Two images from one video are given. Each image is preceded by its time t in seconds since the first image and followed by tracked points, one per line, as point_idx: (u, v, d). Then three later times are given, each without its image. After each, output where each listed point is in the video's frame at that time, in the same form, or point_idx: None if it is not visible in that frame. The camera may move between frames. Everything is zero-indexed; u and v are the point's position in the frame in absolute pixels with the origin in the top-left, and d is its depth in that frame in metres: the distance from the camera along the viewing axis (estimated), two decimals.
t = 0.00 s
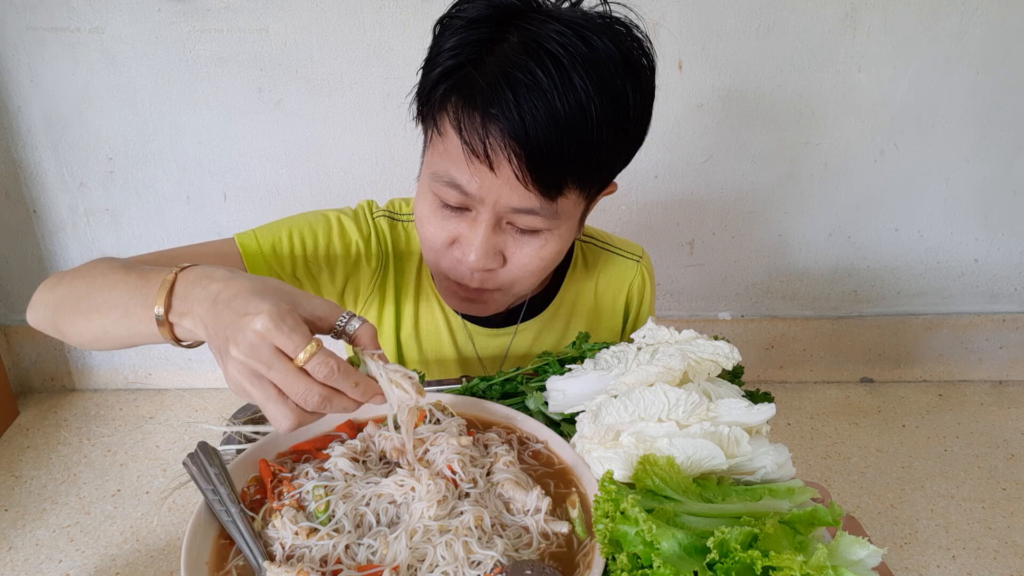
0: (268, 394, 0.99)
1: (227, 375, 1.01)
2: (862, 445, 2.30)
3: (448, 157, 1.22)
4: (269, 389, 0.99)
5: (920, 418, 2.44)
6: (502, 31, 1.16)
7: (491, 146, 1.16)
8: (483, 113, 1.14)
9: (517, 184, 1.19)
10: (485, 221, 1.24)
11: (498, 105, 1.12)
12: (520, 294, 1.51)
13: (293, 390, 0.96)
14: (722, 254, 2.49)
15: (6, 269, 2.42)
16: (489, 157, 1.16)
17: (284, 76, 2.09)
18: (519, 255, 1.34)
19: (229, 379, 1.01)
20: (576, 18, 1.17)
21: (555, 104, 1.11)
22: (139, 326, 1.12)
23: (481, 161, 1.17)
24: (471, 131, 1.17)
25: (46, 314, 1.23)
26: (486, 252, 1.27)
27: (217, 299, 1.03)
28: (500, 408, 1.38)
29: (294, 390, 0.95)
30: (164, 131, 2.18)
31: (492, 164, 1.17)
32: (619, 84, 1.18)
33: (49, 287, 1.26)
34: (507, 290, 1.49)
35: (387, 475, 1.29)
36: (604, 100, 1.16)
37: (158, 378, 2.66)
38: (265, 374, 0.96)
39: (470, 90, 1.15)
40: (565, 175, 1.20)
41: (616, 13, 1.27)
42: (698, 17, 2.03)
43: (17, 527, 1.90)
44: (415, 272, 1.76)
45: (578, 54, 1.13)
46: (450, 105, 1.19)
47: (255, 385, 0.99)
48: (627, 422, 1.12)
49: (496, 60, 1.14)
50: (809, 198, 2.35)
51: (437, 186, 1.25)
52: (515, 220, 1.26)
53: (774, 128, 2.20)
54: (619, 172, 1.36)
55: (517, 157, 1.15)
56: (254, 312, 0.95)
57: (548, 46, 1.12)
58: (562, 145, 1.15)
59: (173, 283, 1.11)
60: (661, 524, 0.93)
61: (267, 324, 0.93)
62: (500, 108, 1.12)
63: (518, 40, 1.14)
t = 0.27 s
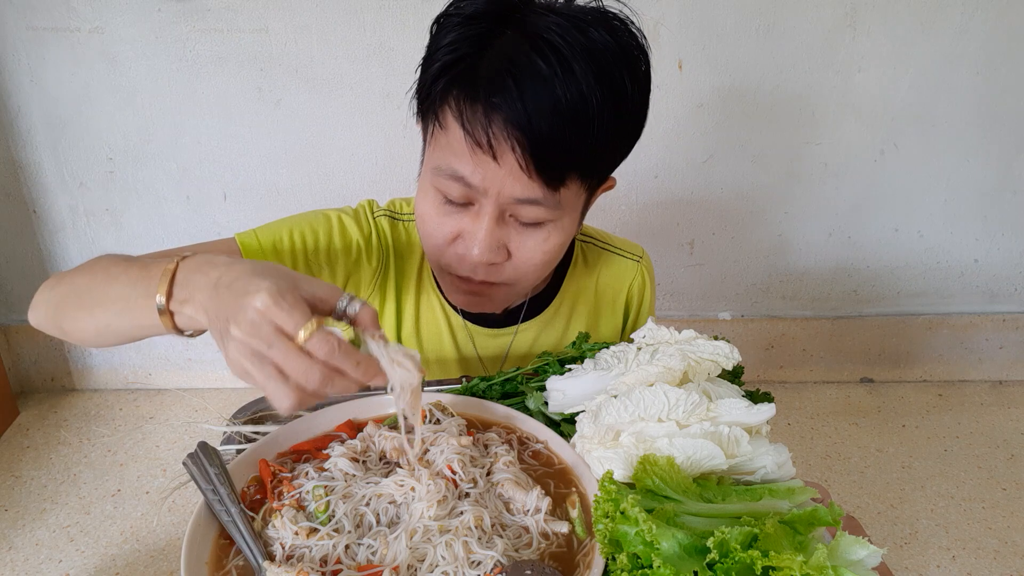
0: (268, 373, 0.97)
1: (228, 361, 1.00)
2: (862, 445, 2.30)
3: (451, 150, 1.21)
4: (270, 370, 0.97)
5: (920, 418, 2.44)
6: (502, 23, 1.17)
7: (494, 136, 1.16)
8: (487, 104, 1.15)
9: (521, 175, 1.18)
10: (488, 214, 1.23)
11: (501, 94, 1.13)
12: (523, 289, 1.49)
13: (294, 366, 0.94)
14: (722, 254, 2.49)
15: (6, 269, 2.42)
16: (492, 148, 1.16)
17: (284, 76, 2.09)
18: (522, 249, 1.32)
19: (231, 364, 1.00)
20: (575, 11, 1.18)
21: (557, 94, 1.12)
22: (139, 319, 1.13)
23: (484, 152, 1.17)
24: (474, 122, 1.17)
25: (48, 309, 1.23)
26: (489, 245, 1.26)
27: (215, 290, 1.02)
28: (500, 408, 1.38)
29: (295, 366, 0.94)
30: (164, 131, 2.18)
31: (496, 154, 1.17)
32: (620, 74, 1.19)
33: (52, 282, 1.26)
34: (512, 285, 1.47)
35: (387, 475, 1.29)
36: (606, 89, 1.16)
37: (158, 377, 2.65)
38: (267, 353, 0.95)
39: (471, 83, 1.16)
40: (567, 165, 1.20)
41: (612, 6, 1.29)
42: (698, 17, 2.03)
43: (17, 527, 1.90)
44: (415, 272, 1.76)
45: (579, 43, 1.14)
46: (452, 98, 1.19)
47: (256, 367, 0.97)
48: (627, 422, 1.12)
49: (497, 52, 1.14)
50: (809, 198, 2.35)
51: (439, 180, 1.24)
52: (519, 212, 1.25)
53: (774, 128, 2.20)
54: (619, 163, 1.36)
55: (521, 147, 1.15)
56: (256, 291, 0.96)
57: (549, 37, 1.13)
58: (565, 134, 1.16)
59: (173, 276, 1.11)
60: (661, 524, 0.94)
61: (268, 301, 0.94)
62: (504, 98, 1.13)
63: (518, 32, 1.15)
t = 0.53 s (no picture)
0: (268, 398, 0.98)
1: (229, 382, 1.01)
2: (862, 445, 2.30)
3: (468, 122, 1.22)
4: (270, 394, 0.98)
5: (920, 418, 2.44)
6: None
7: (514, 97, 1.17)
8: (503, 69, 1.18)
9: (544, 134, 1.19)
10: (512, 181, 1.22)
11: (517, 57, 1.16)
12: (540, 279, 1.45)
13: (292, 391, 0.94)
14: (722, 254, 2.49)
15: (6, 269, 2.43)
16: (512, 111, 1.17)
17: (284, 76, 2.09)
18: (544, 223, 1.30)
19: (231, 385, 1.00)
20: None
21: (569, 51, 1.16)
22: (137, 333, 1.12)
23: (505, 114, 1.18)
24: (492, 89, 1.19)
25: (48, 318, 1.23)
26: (514, 215, 1.24)
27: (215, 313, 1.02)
28: (500, 408, 1.39)
29: (293, 391, 0.94)
30: (164, 131, 2.18)
31: (516, 115, 1.17)
32: (625, 40, 1.24)
33: (53, 292, 1.27)
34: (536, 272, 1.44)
35: (387, 475, 1.29)
36: (614, 52, 1.21)
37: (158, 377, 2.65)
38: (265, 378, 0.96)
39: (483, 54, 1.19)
40: (586, 123, 1.22)
41: None
42: (698, 17, 2.03)
43: (17, 527, 1.90)
44: (415, 274, 1.75)
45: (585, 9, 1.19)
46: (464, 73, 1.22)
47: (257, 390, 0.98)
48: (627, 422, 1.12)
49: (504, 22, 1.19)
50: (809, 198, 2.35)
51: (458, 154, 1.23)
52: (542, 176, 1.24)
53: (774, 128, 2.20)
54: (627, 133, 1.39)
55: (541, 104, 1.17)
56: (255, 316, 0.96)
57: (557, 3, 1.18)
58: (581, 93, 1.18)
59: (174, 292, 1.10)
60: (661, 524, 0.93)
61: (267, 329, 0.94)
62: (520, 60, 1.16)
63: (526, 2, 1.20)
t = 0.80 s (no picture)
0: (271, 385, 0.98)
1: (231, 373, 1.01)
2: (862, 445, 2.30)
3: (475, 112, 1.24)
4: (272, 381, 0.98)
5: (920, 418, 2.44)
6: None
7: (521, 84, 1.20)
8: (506, 58, 1.21)
9: (554, 117, 1.22)
10: (524, 166, 1.24)
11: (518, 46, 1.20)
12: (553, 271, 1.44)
13: (293, 377, 0.95)
14: (722, 254, 2.49)
15: (7, 269, 2.43)
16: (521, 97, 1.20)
17: (284, 76, 2.09)
18: (557, 208, 1.31)
19: (233, 375, 1.01)
20: None
21: (571, 36, 1.19)
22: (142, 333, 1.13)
23: (515, 100, 1.20)
24: (498, 78, 1.22)
25: (51, 325, 1.23)
26: (528, 200, 1.25)
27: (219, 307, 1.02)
28: (500, 408, 1.39)
29: (295, 376, 0.95)
30: (164, 131, 2.18)
31: (525, 101, 1.20)
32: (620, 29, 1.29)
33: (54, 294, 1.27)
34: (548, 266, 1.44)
35: (387, 475, 1.29)
36: (610, 38, 1.25)
37: (158, 377, 2.65)
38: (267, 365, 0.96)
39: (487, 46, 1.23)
40: (592, 107, 1.25)
41: None
42: (698, 17, 2.03)
43: (17, 527, 1.90)
44: (419, 276, 1.76)
45: None
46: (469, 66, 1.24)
47: (258, 378, 0.98)
48: (627, 422, 1.12)
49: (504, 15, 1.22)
50: (809, 198, 2.35)
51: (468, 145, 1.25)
52: (553, 161, 1.27)
53: (774, 127, 2.20)
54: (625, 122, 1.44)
55: (550, 89, 1.20)
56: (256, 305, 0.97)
57: None
58: (586, 76, 1.21)
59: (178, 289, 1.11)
60: (661, 524, 0.94)
61: (268, 315, 0.95)
62: (522, 48, 1.19)
63: None
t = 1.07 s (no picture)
0: (275, 414, 0.98)
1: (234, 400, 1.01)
2: (862, 445, 2.30)
3: (472, 103, 1.25)
4: (275, 409, 0.98)
5: (920, 418, 2.44)
6: None
7: (518, 72, 1.22)
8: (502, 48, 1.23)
9: (551, 104, 1.23)
10: (522, 154, 1.24)
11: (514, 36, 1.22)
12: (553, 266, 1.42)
13: (297, 405, 0.95)
14: (722, 253, 2.49)
15: (7, 269, 2.43)
16: (518, 84, 1.21)
17: (284, 76, 2.09)
18: (555, 199, 1.30)
19: (236, 402, 1.01)
20: None
21: (567, 27, 1.23)
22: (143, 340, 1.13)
23: (512, 87, 1.22)
24: (494, 68, 1.23)
25: (49, 333, 1.23)
26: (526, 187, 1.24)
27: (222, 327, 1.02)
28: (500, 408, 1.39)
29: (299, 405, 0.95)
30: (164, 131, 2.18)
31: (522, 88, 1.21)
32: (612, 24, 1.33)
33: (54, 301, 1.28)
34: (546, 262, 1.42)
35: (387, 475, 1.29)
36: (604, 31, 1.29)
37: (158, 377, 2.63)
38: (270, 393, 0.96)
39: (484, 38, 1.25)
40: (589, 96, 1.27)
41: None
42: (698, 17, 2.03)
43: (17, 527, 1.90)
44: (416, 282, 1.75)
45: None
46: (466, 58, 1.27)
47: (261, 406, 0.98)
48: (627, 422, 1.12)
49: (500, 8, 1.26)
50: (809, 198, 2.35)
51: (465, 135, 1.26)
52: (550, 150, 1.27)
53: (774, 127, 2.20)
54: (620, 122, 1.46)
55: (547, 75, 1.22)
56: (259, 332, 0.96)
57: None
58: (581, 64, 1.24)
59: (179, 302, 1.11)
60: (661, 524, 0.94)
61: (270, 345, 0.95)
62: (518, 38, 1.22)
63: None
